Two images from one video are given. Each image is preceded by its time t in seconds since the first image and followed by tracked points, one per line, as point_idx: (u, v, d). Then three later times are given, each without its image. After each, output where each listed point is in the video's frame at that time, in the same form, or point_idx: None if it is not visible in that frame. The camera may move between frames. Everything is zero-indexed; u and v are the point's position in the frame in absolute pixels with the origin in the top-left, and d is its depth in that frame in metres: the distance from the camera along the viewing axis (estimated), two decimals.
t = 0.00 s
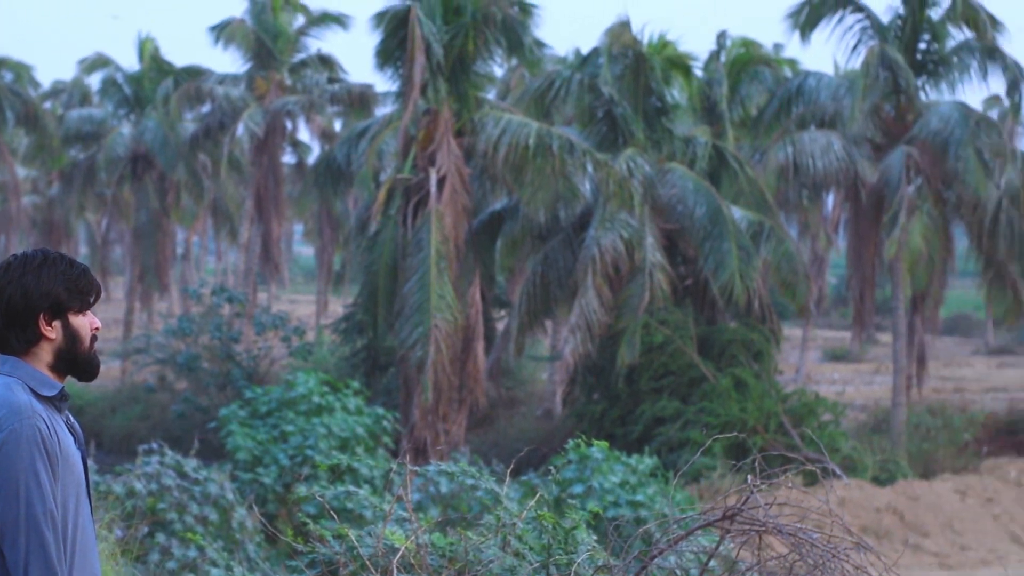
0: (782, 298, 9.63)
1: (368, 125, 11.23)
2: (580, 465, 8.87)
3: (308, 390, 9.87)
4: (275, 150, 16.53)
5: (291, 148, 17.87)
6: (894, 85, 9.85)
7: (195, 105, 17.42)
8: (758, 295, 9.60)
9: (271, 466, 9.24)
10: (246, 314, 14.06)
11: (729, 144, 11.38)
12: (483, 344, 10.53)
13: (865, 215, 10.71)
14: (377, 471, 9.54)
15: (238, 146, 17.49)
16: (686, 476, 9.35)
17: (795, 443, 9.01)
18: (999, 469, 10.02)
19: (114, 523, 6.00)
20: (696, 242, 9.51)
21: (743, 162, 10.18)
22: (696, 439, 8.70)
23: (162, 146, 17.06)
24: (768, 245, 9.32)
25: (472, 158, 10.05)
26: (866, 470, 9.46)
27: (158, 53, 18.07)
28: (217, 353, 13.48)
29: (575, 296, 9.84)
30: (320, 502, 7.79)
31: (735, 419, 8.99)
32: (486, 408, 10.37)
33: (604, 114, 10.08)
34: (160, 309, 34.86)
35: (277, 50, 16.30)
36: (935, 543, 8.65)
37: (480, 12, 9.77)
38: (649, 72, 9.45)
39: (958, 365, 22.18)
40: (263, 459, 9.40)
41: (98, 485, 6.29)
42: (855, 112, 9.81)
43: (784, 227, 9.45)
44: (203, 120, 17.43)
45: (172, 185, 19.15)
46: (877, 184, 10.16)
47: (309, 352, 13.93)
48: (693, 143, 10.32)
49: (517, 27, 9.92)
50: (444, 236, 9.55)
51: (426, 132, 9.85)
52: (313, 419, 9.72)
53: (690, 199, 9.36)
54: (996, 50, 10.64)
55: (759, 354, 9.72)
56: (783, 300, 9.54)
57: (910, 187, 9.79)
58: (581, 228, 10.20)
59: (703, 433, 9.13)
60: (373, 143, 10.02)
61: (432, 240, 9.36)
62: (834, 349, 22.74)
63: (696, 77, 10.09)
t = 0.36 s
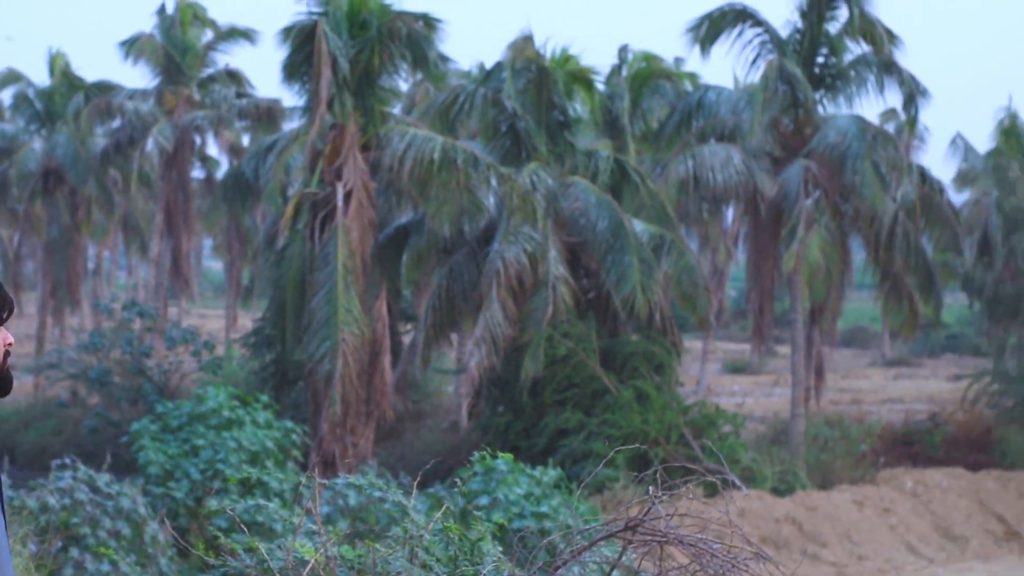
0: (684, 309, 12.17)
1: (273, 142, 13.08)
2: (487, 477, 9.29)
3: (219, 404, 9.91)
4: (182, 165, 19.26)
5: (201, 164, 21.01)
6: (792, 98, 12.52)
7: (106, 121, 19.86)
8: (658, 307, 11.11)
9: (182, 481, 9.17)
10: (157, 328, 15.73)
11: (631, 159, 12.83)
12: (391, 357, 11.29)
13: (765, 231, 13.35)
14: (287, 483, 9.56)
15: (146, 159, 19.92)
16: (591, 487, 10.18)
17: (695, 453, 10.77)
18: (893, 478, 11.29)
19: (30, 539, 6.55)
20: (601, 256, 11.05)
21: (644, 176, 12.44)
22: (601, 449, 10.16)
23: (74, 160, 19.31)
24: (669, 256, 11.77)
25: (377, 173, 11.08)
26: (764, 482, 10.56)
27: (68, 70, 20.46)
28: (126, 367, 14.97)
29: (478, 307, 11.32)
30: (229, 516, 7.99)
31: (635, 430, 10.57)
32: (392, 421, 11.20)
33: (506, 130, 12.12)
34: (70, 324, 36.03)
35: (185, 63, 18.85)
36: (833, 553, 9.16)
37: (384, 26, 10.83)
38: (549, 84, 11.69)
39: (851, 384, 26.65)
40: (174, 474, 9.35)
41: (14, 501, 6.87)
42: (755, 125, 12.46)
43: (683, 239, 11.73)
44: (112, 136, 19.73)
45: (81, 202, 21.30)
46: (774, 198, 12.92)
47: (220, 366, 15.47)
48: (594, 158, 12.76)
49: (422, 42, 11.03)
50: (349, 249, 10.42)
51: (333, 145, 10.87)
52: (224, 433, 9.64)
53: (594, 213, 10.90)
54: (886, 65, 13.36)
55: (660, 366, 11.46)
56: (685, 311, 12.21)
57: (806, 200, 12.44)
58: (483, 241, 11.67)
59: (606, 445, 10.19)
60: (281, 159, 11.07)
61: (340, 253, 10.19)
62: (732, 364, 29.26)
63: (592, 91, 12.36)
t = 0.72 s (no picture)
0: (585, 317, 15.35)
1: (173, 155, 15.69)
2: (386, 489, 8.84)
3: (121, 415, 9.60)
4: (83, 177, 23.21)
5: (103, 172, 25.05)
6: (692, 109, 15.83)
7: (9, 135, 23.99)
8: (556, 318, 14.64)
9: (85, 491, 8.94)
10: (58, 341, 17.11)
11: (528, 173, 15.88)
12: (287, 368, 14.00)
13: (663, 242, 16.35)
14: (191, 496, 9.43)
15: (45, 168, 24.11)
16: (492, 497, 12.32)
17: (594, 464, 13.61)
18: (794, 490, 13.02)
19: None
20: (499, 265, 14.38)
21: (542, 189, 15.74)
22: (502, 460, 13.13)
23: None
24: (570, 268, 15.19)
25: (278, 182, 13.66)
26: (663, 491, 12.91)
27: None
28: (28, 376, 15.99)
29: (377, 317, 14.43)
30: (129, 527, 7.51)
31: (534, 441, 13.49)
32: (289, 428, 13.93)
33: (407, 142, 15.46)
34: None
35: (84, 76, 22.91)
36: (732, 561, 10.68)
37: (285, 39, 13.38)
38: (449, 98, 15.20)
39: (749, 397, 31.16)
40: (77, 484, 9.03)
41: None
42: (654, 136, 15.65)
43: (581, 251, 15.09)
44: (13, 148, 24.15)
45: None
46: (673, 208, 15.83)
47: (121, 376, 17.07)
48: (494, 169, 16.07)
49: (320, 56, 13.73)
50: (250, 260, 12.63)
51: (233, 157, 13.21)
52: (126, 443, 9.45)
53: (494, 224, 14.30)
54: (784, 75, 16.26)
55: (558, 376, 14.88)
56: (587, 319, 15.36)
57: (705, 212, 15.38)
58: (384, 253, 14.81)
59: (507, 456, 13.30)
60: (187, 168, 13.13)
61: (240, 266, 12.39)
62: (634, 375, 36.38)
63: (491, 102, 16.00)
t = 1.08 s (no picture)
0: (487, 326, 15.27)
1: (65, 164, 15.52)
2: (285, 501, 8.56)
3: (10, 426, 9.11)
4: None
5: None
6: (594, 116, 15.97)
7: None
8: (458, 327, 14.51)
9: None
10: None
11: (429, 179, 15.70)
12: (180, 379, 14.08)
13: (565, 249, 16.37)
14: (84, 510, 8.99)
15: None
16: (391, 508, 12.12)
17: (496, 473, 13.34)
18: (697, 496, 13.06)
19: None
20: (399, 274, 14.18)
21: (443, 197, 15.55)
22: (402, 471, 12.93)
23: None
24: (471, 276, 15.08)
25: (173, 191, 13.69)
26: (567, 500, 12.88)
27: None
28: None
29: (274, 326, 14.09)
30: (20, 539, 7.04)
31: (436, 451, 13.28)
32: (186, 440, 13.93)
33: (306, 149, 15.26)
34: None
35: None
36: (636, 568, 10.68)
37: (182, 47, 13.40)
38: (349, 103, 15.01)
39: (651, 404, 31.56)
40: None
41: None
42: (556, 143, 15.71)
43: (483, 259, 15.15)
44: None
45: None
46: (576, 216, 15.91)
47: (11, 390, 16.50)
48: (394, 178, 15.80)
49: (218, 64, 13.85)
50: (144, 270, 12.65)
51: (127, 167, 13.28)
52: (16, 456, 8.97)
53: (394, 232, 14.12)
54: (686, 83, 16.47)
55: (459, 385, 14.73)
56: (489, 328, 15.28)
57: (608, 219, 15.50)
58: (282, 261, 14.49)
59: (406, 466, 13.10)
60: (80, 177, 13.17)
61: (134, 276, 12.40)
62: (537, 383, 36.41)
63: (391, 107, 15.70)
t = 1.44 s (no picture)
0: (394, 334, 15.05)
1: None
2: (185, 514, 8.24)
3: None
4: None
5: None
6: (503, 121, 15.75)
7: None
8: (365, 334, 14.31)
9: None
10: None
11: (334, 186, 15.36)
12: (81, 391, 13.48)
13: (475, 255, 16.19)
14: None
15: None
16: (298, 520, 11.85)
17: (405, 482, 13.30)
18: (611, 506, 13.03)
19: None
20: (303, 281, 13.83)
21: (348, 204, 15.30)
22: (308, 482, 12.63)
23: None
24: (378, 284, 14.74)
25: (70, 197, 13.16)
26: (478, 510, 12.72)
27: None
28: None
29: (176, 335, 13.63)
30: None
31: (344, 462, 13.06)
32: (85, 453, 13.41)
33: (207, 155, 14.84)
34: None
35: None
36: None
37: (78, 50, 12.85)
38: (252, 109, 14.62)
39: (564, 411, 31.63)
40: None
41: None
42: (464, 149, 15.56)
43: (390, 266, 14.86)
44: None
45: None
46: (485, 222, 15.80)
47: None
48: (299, 184, 15.44)
49: (116, 69, 13.26)
50: (40, 278, 12.11)
51: (22, 173, 12.72)
52: None
53: (299, 238, 13.78)
54: (596, 88, 16.48)
55: (367, 395, 14.45)
56: (397, 335, 15.06)
57: (518, 226, 15.41)
58: (183, 269, 13.99)
59: (312, 477, 12.81)
60: None
61: (29, 284, 11.82)
62: (447, 392, 36.19)
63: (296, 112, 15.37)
